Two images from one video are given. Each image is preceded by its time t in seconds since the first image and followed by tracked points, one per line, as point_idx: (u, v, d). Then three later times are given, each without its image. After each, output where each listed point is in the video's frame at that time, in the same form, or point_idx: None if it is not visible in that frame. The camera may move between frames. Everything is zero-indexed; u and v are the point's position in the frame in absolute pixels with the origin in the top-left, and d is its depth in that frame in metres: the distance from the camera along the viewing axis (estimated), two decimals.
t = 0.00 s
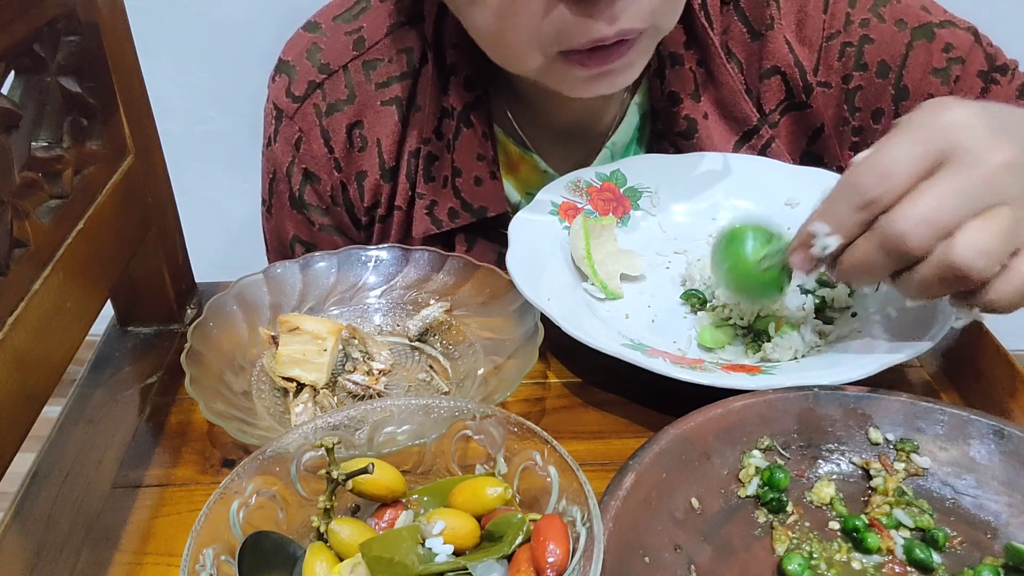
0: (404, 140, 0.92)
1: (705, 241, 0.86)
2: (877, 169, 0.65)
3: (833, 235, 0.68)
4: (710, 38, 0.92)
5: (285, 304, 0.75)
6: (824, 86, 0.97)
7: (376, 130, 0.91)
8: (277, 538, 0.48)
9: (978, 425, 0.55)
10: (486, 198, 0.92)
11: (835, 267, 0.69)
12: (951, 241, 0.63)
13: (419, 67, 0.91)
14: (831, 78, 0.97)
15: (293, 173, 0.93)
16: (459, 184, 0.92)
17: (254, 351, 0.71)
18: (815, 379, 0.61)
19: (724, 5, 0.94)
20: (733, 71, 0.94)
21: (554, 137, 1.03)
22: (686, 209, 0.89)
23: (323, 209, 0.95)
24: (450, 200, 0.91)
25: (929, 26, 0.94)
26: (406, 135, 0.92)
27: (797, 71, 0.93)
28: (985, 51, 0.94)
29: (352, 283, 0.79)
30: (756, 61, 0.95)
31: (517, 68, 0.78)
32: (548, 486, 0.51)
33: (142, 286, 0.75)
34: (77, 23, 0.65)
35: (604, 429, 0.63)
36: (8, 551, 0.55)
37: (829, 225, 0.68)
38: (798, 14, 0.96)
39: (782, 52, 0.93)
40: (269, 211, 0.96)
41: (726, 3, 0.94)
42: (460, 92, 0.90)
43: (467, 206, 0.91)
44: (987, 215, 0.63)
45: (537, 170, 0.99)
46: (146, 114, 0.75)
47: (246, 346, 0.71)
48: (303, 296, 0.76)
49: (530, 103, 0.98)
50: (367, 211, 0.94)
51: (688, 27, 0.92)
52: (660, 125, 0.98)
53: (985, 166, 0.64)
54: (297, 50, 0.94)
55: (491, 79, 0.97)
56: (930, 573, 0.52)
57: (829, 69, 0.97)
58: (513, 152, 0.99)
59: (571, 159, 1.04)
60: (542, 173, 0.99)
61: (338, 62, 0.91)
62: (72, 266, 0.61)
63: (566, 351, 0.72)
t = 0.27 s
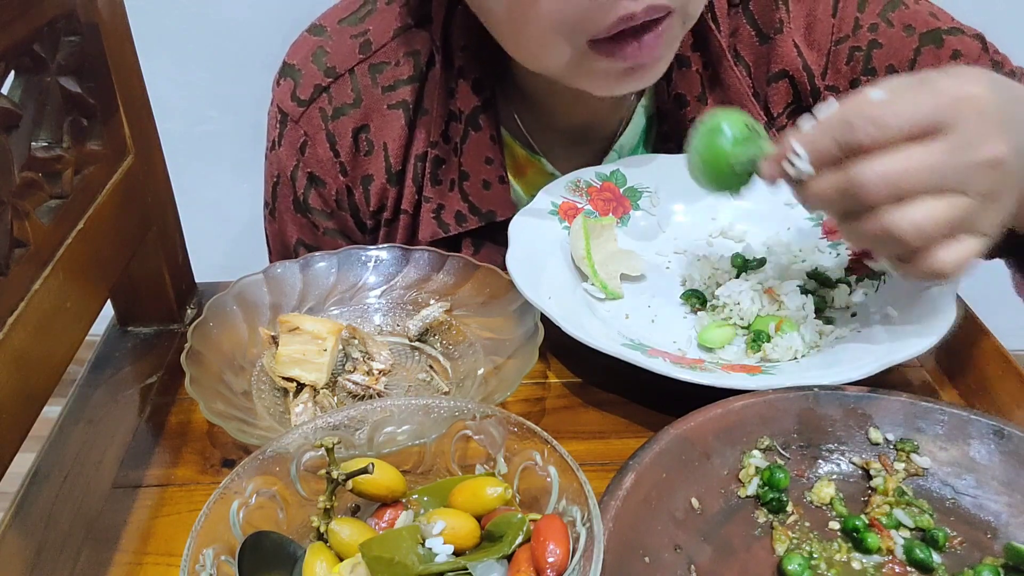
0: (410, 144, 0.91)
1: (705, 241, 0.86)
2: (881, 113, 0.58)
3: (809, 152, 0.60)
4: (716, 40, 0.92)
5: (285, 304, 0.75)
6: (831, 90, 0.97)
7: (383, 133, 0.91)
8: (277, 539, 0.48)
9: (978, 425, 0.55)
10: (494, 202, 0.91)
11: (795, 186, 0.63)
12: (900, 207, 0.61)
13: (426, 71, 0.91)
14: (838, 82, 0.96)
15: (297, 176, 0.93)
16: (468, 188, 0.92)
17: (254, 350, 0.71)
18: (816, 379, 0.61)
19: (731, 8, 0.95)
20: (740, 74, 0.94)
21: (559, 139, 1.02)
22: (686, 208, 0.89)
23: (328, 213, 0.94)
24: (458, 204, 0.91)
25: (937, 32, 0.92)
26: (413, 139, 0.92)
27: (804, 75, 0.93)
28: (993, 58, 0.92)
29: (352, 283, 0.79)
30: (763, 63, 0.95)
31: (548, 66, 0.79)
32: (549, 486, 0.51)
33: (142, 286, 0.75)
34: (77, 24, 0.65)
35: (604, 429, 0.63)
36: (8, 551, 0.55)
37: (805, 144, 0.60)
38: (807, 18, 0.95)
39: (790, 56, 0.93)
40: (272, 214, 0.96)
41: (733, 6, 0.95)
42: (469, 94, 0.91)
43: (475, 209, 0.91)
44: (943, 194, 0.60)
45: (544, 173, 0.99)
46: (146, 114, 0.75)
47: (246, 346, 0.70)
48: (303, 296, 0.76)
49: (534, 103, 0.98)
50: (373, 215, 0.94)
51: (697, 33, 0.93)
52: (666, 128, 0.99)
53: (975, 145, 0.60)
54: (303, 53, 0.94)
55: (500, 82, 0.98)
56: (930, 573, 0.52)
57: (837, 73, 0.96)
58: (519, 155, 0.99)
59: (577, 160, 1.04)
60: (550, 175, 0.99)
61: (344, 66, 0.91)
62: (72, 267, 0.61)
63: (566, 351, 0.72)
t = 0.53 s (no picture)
0: (414, 153, 0.91)
1: (705, 241, 0.86)
2: (799, 56, 0.63)
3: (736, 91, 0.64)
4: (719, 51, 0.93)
5: (285, 304, 0.75)
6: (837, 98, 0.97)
7: (387, 142, 0.91)
8: (277, 539, 0.48)
9: (978, 425, 0.55)
10: (500, 212, 0.91)
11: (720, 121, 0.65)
12: (804, 144, 0.65)
13: (432, 78, 0.91)
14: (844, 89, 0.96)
15: (300, 183, 0.93)
16: (472, 198, 0.91)
17: (254, 351, 0.70)
18: (817, 379, 0.61)
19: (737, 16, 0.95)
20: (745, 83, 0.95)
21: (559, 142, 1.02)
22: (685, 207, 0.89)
23: (331, 220, 0.95)
24: (461, 213, 0.90)
25: (942, 41, 0.90)
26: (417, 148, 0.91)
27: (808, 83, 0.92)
28: (997, 66, 0.91)
29: (352, 283, 0.79)
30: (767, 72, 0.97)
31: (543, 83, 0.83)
32: (549, 486, 0.51)
33: (142, 286, 0.75)
34: (77, 24, 0.65)
35: (604, 429, 0.63)
36: (8, 551, 0.55)
37: (735, 83, 0.64)
38: (811, 25, 0.95)
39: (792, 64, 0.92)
40: (274, 219, 0.96)
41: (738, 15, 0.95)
42: (474, 103, 0.91)
43: (480, 219, 0.90)
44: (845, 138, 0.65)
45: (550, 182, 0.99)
46: (146, 114, 0.75)
47: (246, 346, 0.70)
48: (303, 296, 0.76)
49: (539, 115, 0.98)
50: (376, 223, 0.95)
51: (706, 40, 0.93)
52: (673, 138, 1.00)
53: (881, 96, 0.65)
54: (306, 59, 0.93)
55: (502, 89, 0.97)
56: (930, 573, 0.52)
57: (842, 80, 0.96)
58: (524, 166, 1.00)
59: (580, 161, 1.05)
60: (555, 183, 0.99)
61: (347, 73, 0.91)
62: (72, 267, 0.61)
63: (566, 352, 0.72)
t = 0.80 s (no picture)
0: (421, 163, 0.91)
1: (705, 241, 0.86)
2: (780, 41, 0.67)
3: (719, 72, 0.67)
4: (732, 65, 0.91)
5: (285, 303, 0.75)
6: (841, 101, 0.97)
7: (393, 151, 0.91)
8: (277, 539, 0.48)
9: (978, 425, 0.55)
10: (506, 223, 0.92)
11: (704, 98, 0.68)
12: (778, 125, 0.68)
13: (438, 87, 0.91)
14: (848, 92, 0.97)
15: (304, 192, 0.93)
16: (477, 208, 0.92)
17: (254, 351, 0.71)
18: (817, 379, 0.61)
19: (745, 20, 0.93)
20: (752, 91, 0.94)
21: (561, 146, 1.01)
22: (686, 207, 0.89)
23: (336, 228, 0.95)
24: (467, 222, 0.91)
25: (947, 45, 0.90)
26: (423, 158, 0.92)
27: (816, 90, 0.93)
28: (1003, 71, 0.91)
29: (352, 283, 0.79)
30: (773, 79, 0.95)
31: (539, 96, 0.78)
32: (549, 486, 0.51)
33: (142, 286, 0.75)
34: (77, 24, 0.65)
35: (604, 429, 0.63)
36: (8, 551, 0.55)
37: (719, 65, 0.67)
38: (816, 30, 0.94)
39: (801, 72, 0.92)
40: (277, 227, 0.95)
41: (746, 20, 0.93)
42: (480, 115, 0.92)
43: (486, 229, 0.91)
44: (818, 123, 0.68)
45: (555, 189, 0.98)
46: (145, 114, 0.75)
47: (246, 346, 0.70)
48: (303, 296, 0.76)
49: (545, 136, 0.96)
50: (381, 233, 0.95)
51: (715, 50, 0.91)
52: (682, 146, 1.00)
53: (860, 84, 0.67)
54: (310, 67, 0.93)
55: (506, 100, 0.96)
56: (930, 573, 0.52)
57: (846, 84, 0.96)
58: (531, 175, 0.97)
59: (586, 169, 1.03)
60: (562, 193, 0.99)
61: (354, 82, 0.91)
62: (72, 268, 0.61)
63: (566, 352, 0.72)
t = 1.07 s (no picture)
0: (422, 165, 0.92)
1: (705, 241, 0.86)
2: (784, 37, 0.67)
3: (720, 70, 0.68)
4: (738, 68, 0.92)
5: (285, 304, 0.75)
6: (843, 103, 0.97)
7: (395, 154, 0.91)
8: (277, 538, 0.48)
9: (978, 425, 0.55)
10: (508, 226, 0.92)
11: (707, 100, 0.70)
12: (780, 118, 0.68)
13: (440, 89, 0.90)
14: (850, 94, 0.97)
15: (305, 195, 0.93)
16: (480, 211, 0.92)
17: (254, 351, 0.71)
18: (817, 379, 0.61)
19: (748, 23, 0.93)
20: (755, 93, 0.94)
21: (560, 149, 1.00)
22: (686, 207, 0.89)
23: (337, 231, 0.95)
24: (469, 225, 0.92)
25: (951, 49, 0.90)
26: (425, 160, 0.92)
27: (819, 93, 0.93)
28: (1005, 75, 0.91)
29: (352, 283, 0.78)
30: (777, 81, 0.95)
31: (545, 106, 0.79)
32: (549, 486, 0.51)
33: (142, 286, 0.75)
34: (77, 24, 0.65)
35: (604, 429, 0.63)
36: (8, 551, 0.55)
37: (724, 63, 0.69)
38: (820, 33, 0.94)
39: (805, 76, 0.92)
40: (278, 230, 0.96)
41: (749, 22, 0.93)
42: (483, 117, 0.92)
43: (488, 232, 0.92)
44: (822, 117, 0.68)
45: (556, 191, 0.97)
46: (146, 114, 0.75)
47: (246, 346, 0.70)
48: (303, 296, 0.76)
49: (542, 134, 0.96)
50: (382, 236, 0.95)
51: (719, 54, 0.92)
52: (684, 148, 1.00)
53: (865, 78, 0.67)
54: (311, 69, 0.93)
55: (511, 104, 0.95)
56: (930, 573, 0.52)
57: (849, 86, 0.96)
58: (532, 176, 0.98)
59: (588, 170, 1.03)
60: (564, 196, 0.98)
61: (356, 84, 0.91)
62: (72, 267, 0.61)
63: (567, 352, 0.72)
